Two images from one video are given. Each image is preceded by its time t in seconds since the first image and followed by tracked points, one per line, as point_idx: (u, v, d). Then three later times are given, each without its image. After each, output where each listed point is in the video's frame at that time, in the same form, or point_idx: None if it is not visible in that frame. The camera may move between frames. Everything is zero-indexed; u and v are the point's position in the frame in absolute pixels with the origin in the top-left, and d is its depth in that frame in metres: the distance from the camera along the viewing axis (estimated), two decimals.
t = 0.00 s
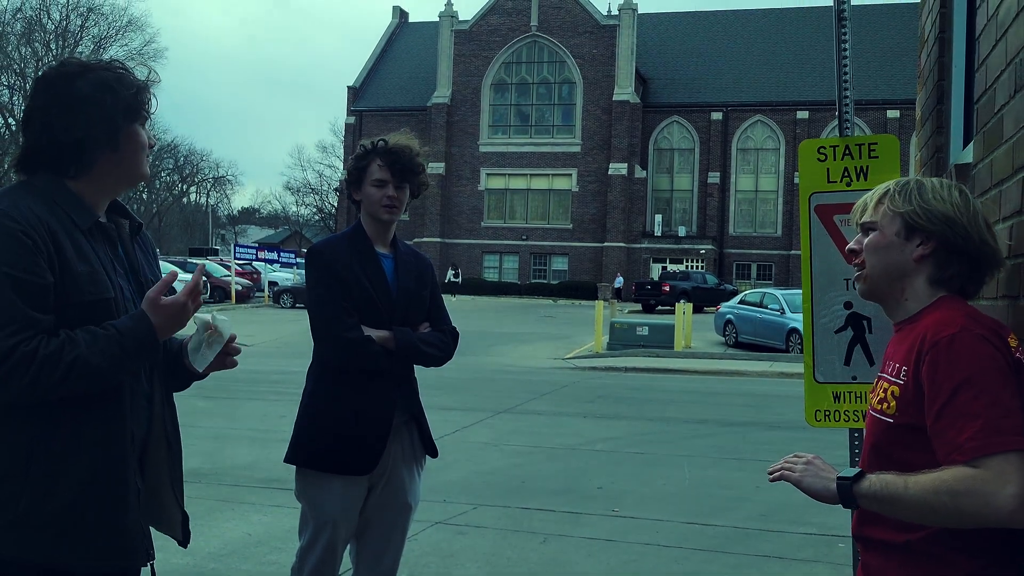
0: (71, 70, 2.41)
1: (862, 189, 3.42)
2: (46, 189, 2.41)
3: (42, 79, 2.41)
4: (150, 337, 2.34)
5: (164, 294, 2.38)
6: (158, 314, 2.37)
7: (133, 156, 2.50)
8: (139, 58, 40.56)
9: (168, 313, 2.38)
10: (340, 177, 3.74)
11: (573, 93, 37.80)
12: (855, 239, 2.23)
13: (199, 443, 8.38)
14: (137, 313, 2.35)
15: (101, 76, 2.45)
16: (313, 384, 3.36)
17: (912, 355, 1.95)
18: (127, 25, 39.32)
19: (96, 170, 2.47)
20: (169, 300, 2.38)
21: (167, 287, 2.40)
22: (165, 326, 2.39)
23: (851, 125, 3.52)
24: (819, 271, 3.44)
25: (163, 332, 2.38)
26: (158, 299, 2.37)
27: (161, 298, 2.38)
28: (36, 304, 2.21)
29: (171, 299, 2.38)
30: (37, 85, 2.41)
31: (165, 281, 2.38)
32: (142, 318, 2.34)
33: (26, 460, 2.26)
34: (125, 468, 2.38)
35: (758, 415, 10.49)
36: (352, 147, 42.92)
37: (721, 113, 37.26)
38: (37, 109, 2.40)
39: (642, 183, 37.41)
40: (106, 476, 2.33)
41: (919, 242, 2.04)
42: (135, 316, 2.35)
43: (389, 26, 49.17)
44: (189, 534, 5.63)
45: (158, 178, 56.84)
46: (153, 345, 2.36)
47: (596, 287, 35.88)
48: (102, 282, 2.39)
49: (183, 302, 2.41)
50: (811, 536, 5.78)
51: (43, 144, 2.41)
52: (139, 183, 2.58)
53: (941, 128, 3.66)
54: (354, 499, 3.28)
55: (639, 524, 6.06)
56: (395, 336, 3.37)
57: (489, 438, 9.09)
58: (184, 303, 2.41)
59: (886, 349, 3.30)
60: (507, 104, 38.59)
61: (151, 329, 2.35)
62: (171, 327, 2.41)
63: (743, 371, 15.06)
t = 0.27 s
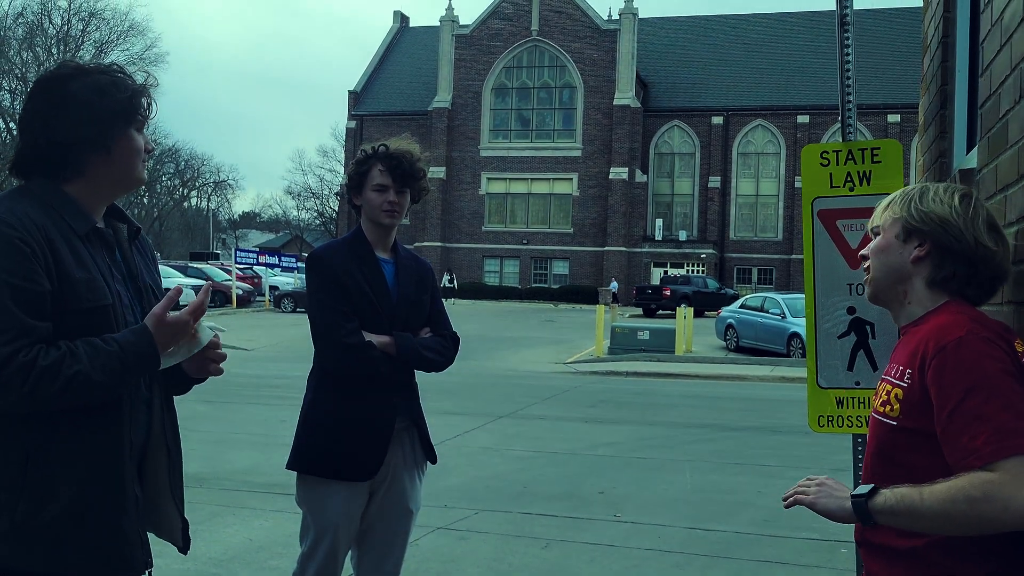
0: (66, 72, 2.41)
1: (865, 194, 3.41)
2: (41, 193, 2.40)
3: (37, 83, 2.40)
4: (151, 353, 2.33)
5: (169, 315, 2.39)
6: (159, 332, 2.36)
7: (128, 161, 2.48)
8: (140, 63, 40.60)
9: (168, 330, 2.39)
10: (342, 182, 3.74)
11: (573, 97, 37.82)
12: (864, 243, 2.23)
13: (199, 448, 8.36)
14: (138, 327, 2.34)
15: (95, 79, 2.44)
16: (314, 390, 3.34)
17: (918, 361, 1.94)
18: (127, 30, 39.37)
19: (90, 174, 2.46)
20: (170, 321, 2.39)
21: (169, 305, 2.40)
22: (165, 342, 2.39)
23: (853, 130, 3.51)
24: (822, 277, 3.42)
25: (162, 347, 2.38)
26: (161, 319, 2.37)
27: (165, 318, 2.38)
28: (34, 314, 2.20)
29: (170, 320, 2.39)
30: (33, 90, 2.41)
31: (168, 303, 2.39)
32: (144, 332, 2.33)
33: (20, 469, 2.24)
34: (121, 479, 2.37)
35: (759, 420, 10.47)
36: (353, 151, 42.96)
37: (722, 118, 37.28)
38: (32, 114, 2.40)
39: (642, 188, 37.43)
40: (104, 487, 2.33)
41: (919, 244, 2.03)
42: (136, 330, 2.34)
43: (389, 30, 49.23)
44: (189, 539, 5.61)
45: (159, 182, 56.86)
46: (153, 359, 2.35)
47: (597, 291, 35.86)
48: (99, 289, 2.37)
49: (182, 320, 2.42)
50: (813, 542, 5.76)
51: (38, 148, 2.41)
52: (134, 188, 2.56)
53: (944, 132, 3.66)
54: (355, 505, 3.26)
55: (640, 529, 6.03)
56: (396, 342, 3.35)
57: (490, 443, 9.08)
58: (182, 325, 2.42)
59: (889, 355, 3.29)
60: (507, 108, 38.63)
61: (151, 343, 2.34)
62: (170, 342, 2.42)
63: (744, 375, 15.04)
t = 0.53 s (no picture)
0: (48, 80, 2.43)
1: (866, 200, 3.40)
2: (29, 194, 2.39)
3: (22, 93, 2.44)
4: (146, 357, 2.32)
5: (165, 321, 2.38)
6: (154, 337, 2.36)
7: (113, 162, 2.45)
8: (138, 69, 40.62)
9: (164, 334, 2.38)
10: (341, 188, 3.72)
11: (571, 103, 37.87)
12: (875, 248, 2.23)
13: (197, 455, 8.33)
14: (134, 332, 2.33)
15: (74, 80, 2.45)
16: (313, 396, 3.32)
17: (924, 366, 1.93)
18: (125, 36, 39.39)
19: (73, 178, 2.44)
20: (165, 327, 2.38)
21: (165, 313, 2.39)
22: (161, 346, 2.38)
23: (854, 137, 3.51)
24: (822, 283, 3.41)
25: (158, 350, 2.37)
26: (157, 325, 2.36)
27: (161, 324, 2.37)
28: (27, 319, 2.19)
29: (165, 325, 2.38)
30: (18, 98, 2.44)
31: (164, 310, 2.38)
32: (139, 337, 2.32)
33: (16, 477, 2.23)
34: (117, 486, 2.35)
35: (758, 426, 10.46)
36: (351, 157, 42.97)
37: (720, 124, 37.34)
38: (17, 120, 2.43)
39: (640, 194, 37.45)
40: (99, 495, 2.31)
41: (936, 246, 2.02)
42: (131, 335, 2.32)
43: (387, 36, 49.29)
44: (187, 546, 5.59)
45: (156, 188, 56.85)
46: (147, 364, 2.34)
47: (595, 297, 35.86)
48: (93, 294, 2.35)
49: (178, 327, 2.41)
50: (813, 548, 5.74)
51: (23, 152, 2.42)
52: (122, 192, 2.54)
53: (944, 139, 3.66)
54: (354, 511, 3.25)
55: (639, 536, 6.02)
56: (396, 348, 3.34)
57: (488, 449, 9.05)
58: (177, 331, 2.41)
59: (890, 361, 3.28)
60: (506, 114, 38.68)
61: (147, 347, 2.33)
62: (166, 346, 2.41)
63: (743, 381, 15.03)
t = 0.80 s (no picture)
0: (20, 84, 2.41)
1: (859, 206, 3.41)
2: (11, 202, 2.36)
3: None
4: (133, 357, 2.30)
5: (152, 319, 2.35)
6: (141, 337, 2.32)
7: (91, 164, 2.43)
8: (128, 74, 40.50)
9: (151, 333, 2.35)
10: (334, 193, 3.70)
11: (562, 109, 37.92)
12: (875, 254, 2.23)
13: (187, 461, 8.28)
14: (119, 333, 2.30)
15: (46, 85, 2.43)
16: (304, 403, 3.30)
17: (919, 367, 1.93)
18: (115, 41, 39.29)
19: (51, 181, 2.42)
20: (152, 326, 2.35)
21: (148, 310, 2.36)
22: (148, 345, 2.35)
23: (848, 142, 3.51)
24: (816, 288, 3.41)
25: (145, 350, 2.34)
26: (143, 323, 2.33)
27: (147, 322, 2.34)
28: (11, 321, 2.17)
29: (151, 324, 2.35)
30: None
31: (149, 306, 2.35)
32: (124, 337, 2.29)
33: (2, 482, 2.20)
34: (105, 493, 2.32)
35: (750, 431, 10.46)
36: (342, 163, 42.93)
37: (710, 129, 37.46)
38: None
39: (631, 199, 37.52)
40: (87, 502, 2.28)
41: (939, 252, 2.02)
42: (117, 336, 2.30)
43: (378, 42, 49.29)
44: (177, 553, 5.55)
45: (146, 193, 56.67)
46: (135, 363, 2.31)
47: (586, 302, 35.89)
48: (77, 299, 2.32)
49: (163, 325, 2.38)
50: (806, 554, 5.74)
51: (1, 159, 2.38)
52: (104, 194, 2.51)
53: (938, 145, 3.67)
54: (347, 518, 3.22)
55: (632, 542, 6.01)
56: (387, 355, 3.32)
57: (480, 455, 9.04)
58: (163, 329, 2.38)
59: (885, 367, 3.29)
60: (496, 120, 38.71)
61: (133, 349, 2.30)
62: (154, 347, 2.38)
63: (734, 387, 15.05)
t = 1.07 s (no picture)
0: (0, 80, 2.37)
1: (850, 207, 3.41)
2: None
3: None
4: (120, 366, 2.26)
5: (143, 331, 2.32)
6: (130, 347, 2.29)
7: (71, 162, 2.40)
8: (114, 75, 40.28)
9: (141, 346, 2.32)
10: (324, 194, 3.68)
11: (550, 111, 37.95)
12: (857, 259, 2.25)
13: (175, 463, 8.22)
14: (107, 342, 2.27)
15: (31, 82, 2.39)
16: (295, 404, 3.28)
17: (914, 369, 1.93)
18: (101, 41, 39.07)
19: (33, 180, 2.40)
20: (142, 337, 2.31)
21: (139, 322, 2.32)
22: (138, 355, 2.32)
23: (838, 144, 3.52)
24: (807, 289, 3.42)
25: (135, 360, 2.31)
26: (134, 336, 2.30)
27: (138, 335, 2.31)
28: None
29: (141, 336, 2.31)
30: None
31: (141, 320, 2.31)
32: (112, 347, 2.26)
33: None
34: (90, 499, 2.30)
35: (738, 432, 10.49)
36: (329, 164, 42.85)
37: (697, 132, 37.58)
38: None
39: (619, 202, 37.57)
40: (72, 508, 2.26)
41: (911, 255, 2.03)
42: (105, 344, 2.27)
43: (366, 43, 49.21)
44: (166, 555, 5.50)
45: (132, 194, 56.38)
46: (122, 373, 2.28)
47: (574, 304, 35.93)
48: (64, 303, 2.29)
49: (153, 337, 2.34)
50: (795, 555, 5.75)
51: None
52: (87, 193, 2.48)
53: (929, 146, 3.69)
54: (338, 519, 3.20)
55: (621, 543, 6.00)
56: (378, 355, 3.30)
57: (469, 456, 9.02)
58: (155, 340, 2.35)
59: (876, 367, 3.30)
60: (484, 121, 38.69)
61: (121, 358, 2.27)
62: (144, 357, 2.35)
63: (722, 388, 15.09)
